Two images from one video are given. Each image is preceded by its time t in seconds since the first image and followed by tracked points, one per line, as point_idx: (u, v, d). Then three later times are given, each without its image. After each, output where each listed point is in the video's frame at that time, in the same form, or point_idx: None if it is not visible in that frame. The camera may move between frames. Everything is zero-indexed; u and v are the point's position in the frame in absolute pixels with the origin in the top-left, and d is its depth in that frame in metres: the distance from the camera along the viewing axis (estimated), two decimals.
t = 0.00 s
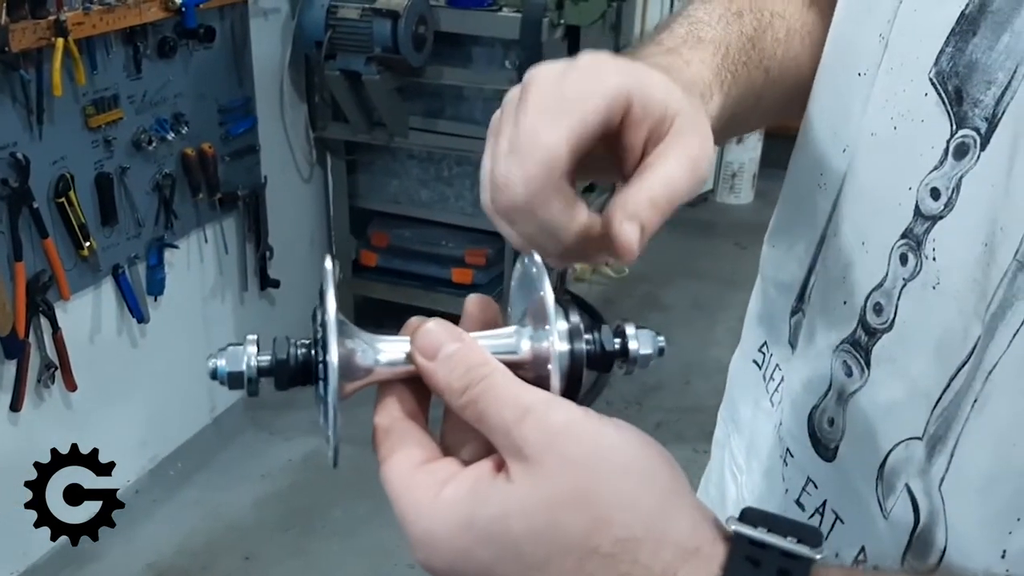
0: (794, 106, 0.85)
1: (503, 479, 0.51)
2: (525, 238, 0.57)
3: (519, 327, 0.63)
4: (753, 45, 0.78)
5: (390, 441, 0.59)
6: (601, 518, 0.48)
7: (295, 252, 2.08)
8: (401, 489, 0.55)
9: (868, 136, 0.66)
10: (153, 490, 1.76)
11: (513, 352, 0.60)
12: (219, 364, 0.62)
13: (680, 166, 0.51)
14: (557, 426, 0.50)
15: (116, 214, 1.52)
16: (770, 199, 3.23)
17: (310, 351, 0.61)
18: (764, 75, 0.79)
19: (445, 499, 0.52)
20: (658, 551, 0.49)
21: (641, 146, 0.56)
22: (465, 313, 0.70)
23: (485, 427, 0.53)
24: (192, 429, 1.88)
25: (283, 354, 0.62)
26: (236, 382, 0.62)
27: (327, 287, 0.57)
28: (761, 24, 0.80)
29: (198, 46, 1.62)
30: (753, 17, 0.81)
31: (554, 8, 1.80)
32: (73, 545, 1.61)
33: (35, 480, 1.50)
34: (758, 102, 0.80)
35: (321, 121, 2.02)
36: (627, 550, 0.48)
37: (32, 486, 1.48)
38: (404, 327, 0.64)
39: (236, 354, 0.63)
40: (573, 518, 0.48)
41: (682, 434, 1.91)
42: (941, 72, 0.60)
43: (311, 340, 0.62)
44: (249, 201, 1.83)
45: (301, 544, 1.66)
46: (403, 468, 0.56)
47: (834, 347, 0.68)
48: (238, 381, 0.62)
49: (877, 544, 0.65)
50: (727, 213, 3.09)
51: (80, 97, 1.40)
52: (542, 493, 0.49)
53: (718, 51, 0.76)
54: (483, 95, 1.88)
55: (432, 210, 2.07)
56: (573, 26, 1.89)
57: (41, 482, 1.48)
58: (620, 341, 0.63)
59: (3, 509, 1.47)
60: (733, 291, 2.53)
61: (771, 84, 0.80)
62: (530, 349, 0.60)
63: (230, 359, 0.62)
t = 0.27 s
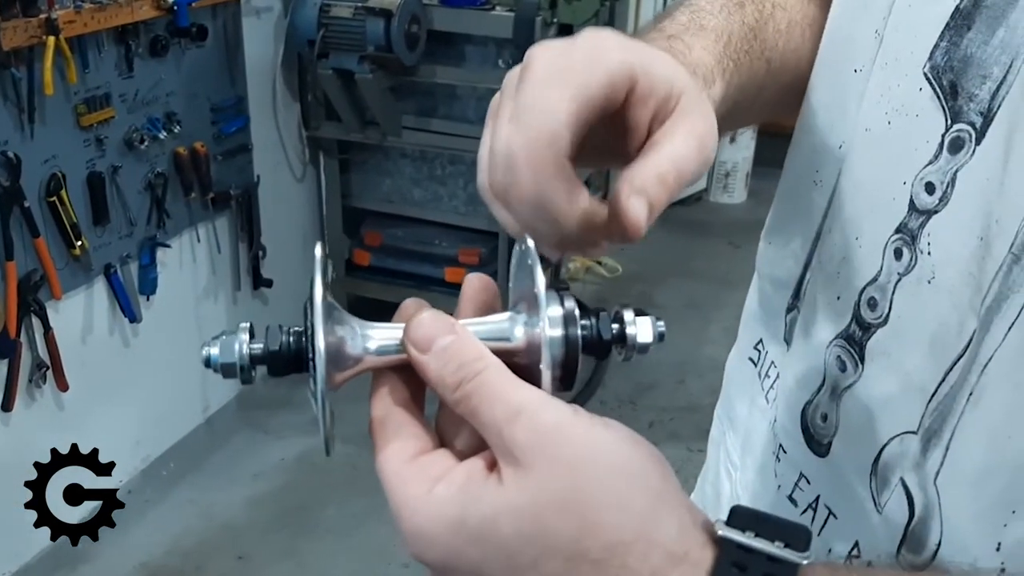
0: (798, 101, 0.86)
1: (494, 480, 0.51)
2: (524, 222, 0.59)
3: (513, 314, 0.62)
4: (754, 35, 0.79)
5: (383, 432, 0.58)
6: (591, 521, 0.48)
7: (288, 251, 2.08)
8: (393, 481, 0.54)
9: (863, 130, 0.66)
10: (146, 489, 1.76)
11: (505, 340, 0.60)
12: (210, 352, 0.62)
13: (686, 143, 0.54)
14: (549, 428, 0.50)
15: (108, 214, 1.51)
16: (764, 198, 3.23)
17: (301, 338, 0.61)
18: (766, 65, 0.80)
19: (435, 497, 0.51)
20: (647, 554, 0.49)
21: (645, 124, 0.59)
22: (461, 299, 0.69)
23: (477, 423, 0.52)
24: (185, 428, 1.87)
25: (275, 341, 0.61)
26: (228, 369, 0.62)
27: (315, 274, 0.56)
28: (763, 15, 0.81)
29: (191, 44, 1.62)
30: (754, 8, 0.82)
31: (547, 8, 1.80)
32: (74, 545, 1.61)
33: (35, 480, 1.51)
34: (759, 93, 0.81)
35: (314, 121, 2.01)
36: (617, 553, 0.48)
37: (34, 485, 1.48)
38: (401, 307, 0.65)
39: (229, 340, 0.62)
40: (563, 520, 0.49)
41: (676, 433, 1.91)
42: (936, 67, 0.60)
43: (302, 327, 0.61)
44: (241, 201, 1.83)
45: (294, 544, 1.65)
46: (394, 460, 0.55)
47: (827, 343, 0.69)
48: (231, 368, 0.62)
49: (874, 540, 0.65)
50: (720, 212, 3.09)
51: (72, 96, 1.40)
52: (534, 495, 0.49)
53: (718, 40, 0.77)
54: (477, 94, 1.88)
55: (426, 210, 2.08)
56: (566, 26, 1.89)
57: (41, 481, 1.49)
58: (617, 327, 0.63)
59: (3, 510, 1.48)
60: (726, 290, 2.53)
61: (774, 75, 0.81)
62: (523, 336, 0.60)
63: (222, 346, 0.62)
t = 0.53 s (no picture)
0: (799, 102, 0.86)
1: (495, 484, 0.51)
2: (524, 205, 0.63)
3: (517, 312, 0.62)
4: (753, 38, 0.79)
5: (383, 429, 0.59)
6: (590, 530, 0.48)
7: (282, 251, 2.07)
8: (393, 481, 0.55)
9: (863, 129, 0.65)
10: (139, 491, 1.75)
11: (511, 339, 0.59)
12: (209, 341, 0.61)
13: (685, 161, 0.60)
14: (550, 436, 0.50)
15: (100, 214, 1.51)
16: (757, 199, 3.24)
17: (304, 331, 0.61)
18: (765, 68, 0.79)
19: (435, 499, 0.52)
20: (645, 566, 0.48)
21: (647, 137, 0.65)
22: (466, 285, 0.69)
23: (479, 427, 0.52)
24: (178, 429, 1.86)
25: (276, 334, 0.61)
26: (225, 357, 0.61)
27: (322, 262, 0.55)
28: (762, 18, 0.81)
29: (183, 44, 1.61)
30: (753, 11, 0.82)
31: (541, 8, 1.80)
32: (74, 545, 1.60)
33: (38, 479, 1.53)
34: (759, 95, 0.81)
35: (307, 121, 2.01)
36: (615, 563, 0.48)
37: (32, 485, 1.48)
38: (401, 300, 0.67)
39: (228, 329, 0.62)
40: (562, 530, 0.49)
41: (670, 433, 1.91)
42: (937, 66, 0.60)
43: (306, 320, 0.61)
44: (234, 201, 1.82)
45: (288, 545, 1.65)
46: (393, 465, 0.56)
47: (826, 342, 0.69)
48: (228, 356, 0.61)
49: (873, 539, 0.64)
50: (714, 212, 3.10)
51: (64, 96, 1.39)
52: (533, 505, 0.49)
53: (717, 46, 0.77)
54: (470, 94, 1.87)
55: (419, 210, 2.07)
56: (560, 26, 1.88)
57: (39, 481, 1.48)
58: (620, 330, 0.62)
59: (4, 509, 1.49)
60: (719, 291, 2.53)
61: (773, 78, 0.81)
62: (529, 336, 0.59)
63: (221, 334, 0.61)
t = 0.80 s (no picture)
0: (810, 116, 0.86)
1: (506, 475, 0.52)
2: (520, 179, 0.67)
3: (542, 282, 0.61)
4: (764, 58, 0.79)
5: (398, 399, 0.59)
6: (596, 533, 0.49)
7: (276, 251, 2.07)
8: (408, 449, 0.56)
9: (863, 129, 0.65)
10: (133, 492, 1.74)
11: (536, 312, 0.59)
12: (229, 310, 0.61)
13: (683, 160, 0.62)
14: (565, 435, 0.50)
15: (93, 215, 1.50)
16: (750, 198, 3.24)
17: (325, 301, 0.60)
18: (776, 87, 0.79)
19: (448, 475, 0.53)
20: None
21: (646, 126, 0.66)
22: (485, 245, 0.70)
23: (495, 415, 0.53)
24: (172, 430, 1.86)
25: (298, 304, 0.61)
26: (247, 328, 0.61)
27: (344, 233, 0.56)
28: (773, 37, 0.81)
29: (176, 44, 1.61)
30: (764, 30, 0.81)
31: (535, 8, 1.80)
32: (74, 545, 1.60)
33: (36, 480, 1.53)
34: (771, 114, 0.81)
35: (301, 121, 2.01)
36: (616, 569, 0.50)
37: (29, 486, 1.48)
38: (428, 262, 0.70)
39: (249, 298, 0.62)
40: (568, 529, 0.50)
41: (665, 433, 1.91)
42: (937, 66, 0.60)
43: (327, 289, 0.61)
44: (228, 201, 1.82)
45: (282, 546, 1.64)
46: (409, 440, 0.57)
47: (824, 342, 0.69)
48: (250, 327, 0.61)
49: (868, 541, 0.64)
50: (707, 212, 3.10)
51: (56, 97, 1.38)
52: (542, 502, 0.50)
53: (729, 70, 0.77)
54: (464, 94, 1.87)
55: (413, 209, 2.07)
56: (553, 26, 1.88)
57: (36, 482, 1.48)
58: (647, 304, 0.61)
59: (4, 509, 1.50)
60: (714, 290, 2.53)
61: (786, 97, 0.81)
62: (554, 309, 0.58)
63: (243, 303, 0.61)
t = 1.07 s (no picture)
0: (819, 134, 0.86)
1: (510, 487, 0.53)
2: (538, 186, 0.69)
3: (544, 280, 0.61)
4: (777, 75, 0.79)
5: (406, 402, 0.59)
6: (597, 551, 0.51)
7: (270, 252, 2.06)
8: (415, 450, 0.57)
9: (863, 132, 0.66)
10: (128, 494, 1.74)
11: (540, 309, 0.59)
12: (237, 319, 0.61)
13: (687, 178, 0.63)
14: (572, 454, 0.51)
15: (87, 217, 1.50)
16: (746, 198, 3.24)
17: (329, 305, 0.60)
18: (791, 104, 0.79)
19: (456, 479, 0.54)
20: None
21: (651, 140, 0.68)
22: (494, 232, 0.69)
23: (501, 427, 0.53)
24: (167, 432, 1.86)
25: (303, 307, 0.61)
26: (255, 335, 0.61)
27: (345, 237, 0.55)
28: (786, 55, 0.81)
29: (170, 46, 1.61)
30: (776, 47, 0.82)
31: (529, 8, 1.80)
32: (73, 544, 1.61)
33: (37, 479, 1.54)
34: (787, 133, 0.81)
35: (295, 122, 2.00)
36: None
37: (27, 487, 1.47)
38: (437, 254, 0.70)
39: (255, 307, 0.62)
40: (569, 547, 0.51)
41: (660, 433, 1.91)
42: (936, 69, 0.60)
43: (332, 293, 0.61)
44: (223, 203, 1.82)
45: (278, 548, 1.64)
46: (419, 440, 0.57)
47: (824, 342, 0.69)
48: (257, 334, 0.61)
49: (863, 539, 0.65)
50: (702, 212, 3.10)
51: (50, 98, 1.38)
52: (546, 519, 0.51)
53: (745, 87, 0.77)
54: (459, 95, 1.87)
55: (409, 211, 2.06)
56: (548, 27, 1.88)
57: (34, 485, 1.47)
58: (652, 295, 0.61)
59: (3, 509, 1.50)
60: (709, 290, 2.54)
61: (801, 116, 0.81)
62: (559, 305, 0.58)
63: (248, 313, 0.61)
